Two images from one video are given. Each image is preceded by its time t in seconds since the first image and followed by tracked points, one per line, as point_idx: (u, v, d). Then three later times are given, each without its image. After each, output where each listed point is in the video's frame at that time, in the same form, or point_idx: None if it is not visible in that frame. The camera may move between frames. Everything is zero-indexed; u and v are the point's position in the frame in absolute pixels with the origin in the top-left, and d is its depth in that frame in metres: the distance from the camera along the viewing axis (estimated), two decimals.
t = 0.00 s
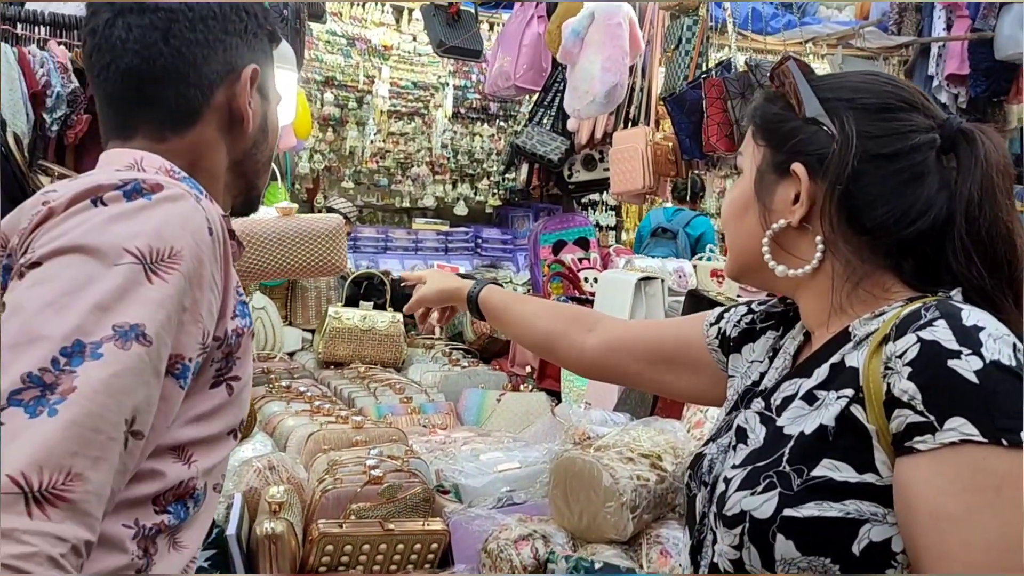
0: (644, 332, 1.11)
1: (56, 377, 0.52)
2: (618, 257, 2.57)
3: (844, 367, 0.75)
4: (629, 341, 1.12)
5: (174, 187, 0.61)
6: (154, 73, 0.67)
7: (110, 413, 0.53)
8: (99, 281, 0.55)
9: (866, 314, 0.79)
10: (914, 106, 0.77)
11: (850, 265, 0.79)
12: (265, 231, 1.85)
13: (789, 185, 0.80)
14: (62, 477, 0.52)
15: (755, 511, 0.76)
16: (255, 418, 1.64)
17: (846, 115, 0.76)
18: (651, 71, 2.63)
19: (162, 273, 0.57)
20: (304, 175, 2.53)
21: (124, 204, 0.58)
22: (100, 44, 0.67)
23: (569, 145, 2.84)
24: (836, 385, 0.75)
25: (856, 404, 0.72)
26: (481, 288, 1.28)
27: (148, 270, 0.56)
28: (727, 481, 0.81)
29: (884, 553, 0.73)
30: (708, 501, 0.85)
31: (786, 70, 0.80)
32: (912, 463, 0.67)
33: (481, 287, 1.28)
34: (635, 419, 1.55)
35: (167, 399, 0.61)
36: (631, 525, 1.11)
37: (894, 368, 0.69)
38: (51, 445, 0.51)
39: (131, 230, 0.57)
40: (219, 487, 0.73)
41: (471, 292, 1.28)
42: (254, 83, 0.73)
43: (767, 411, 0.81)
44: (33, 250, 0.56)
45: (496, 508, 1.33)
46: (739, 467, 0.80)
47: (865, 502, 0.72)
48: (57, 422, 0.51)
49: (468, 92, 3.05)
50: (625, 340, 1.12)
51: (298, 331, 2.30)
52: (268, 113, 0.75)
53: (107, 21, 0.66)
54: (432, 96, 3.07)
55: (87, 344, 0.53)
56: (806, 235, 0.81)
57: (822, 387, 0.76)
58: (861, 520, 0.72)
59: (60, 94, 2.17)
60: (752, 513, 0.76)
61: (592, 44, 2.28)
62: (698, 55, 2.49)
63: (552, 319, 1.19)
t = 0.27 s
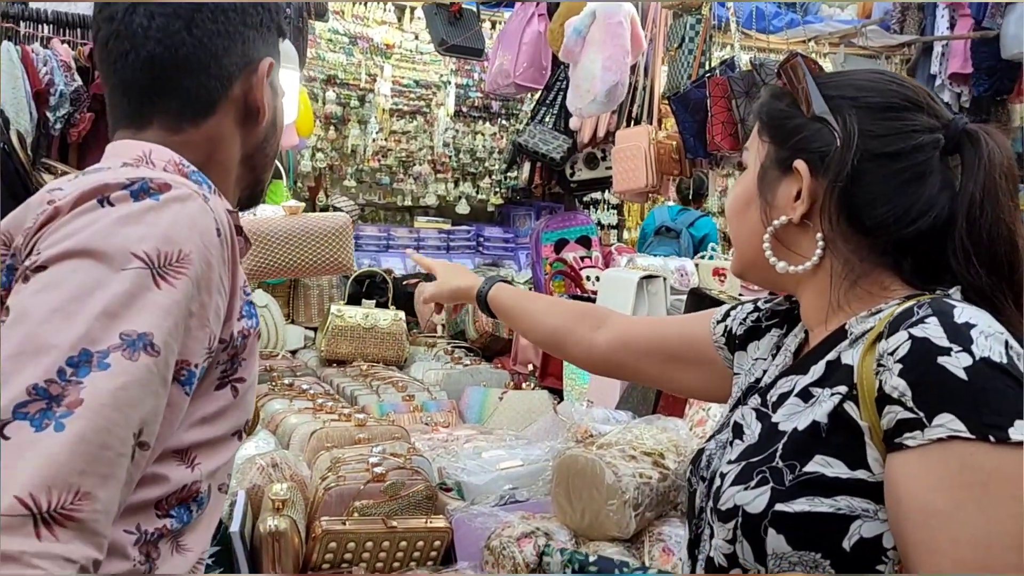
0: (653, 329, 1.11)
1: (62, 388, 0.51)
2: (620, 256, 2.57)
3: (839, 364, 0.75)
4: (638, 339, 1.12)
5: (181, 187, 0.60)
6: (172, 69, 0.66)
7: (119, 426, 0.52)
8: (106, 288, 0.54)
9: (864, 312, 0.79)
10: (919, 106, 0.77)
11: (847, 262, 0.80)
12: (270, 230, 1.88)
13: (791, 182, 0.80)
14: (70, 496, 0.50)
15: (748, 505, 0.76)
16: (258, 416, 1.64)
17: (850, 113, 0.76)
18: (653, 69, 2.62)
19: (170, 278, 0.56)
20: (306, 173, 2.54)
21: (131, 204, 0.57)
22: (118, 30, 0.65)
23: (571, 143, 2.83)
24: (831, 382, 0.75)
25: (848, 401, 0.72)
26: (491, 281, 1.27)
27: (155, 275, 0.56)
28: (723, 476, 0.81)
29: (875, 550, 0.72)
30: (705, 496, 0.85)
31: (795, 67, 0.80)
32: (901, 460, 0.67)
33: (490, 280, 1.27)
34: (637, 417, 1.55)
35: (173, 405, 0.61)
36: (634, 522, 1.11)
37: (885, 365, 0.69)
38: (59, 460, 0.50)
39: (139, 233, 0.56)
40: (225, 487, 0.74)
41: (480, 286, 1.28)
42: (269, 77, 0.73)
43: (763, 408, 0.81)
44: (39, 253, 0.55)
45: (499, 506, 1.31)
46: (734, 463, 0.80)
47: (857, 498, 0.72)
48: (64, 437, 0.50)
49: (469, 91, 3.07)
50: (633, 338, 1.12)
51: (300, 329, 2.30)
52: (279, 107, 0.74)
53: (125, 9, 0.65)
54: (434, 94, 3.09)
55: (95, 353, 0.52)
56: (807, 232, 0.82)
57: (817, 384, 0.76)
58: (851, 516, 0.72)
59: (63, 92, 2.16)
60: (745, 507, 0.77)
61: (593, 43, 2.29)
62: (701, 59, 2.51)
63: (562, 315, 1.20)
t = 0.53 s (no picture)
0: (660, 330, 1.11)
1: (88, 402, 0.50)
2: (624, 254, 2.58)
3: (841, 361, 0.75)
4: (649, 340, 1.11)
5: (196, 183, 0.58)
6: (173, 43, 0.63)
7: (148, 440, 0.51)
8: (124, 294, 0.52)
9: (867, 309, 0.79)
10: (923, 104, 0.77)
11: (852, 259, 0.80)
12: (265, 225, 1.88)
13: (796, 181, 0.81)
14: (104, 516, 0.50)
15: (749, 501, 0.77)
16: (265, 413, 1.65)
17: (854, 111, 0.77)
18: (659, 69, 2.63)
19: (189, 282, 0.54)
20: (312, 172, 2.54)
21: (147, 203, 0.55)
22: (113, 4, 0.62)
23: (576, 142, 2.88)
24: (833, 379, 0.75)
25: (850, 398, 0.72)
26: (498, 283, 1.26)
27: (175, 280, 0.54)
28: (725, 472, 0.81)
29: (875, 545, 0.73)
30: (709, 493, 0.86)
31: (802, 66, 0.81)
32: (900, 456, 0.67)
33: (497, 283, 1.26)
34: (642, 415, 1.55)
35: (190, 408, 0.60)
36: (640, 519, 1.11)
37: (885, 361, 0.70)
38: (90, 479, 0.49)
39: (156, 235, 0.54)
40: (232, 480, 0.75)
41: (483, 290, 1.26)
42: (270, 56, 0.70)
43: (766, 405, 0.81)
44: (53, 255, 0.53)
45: (506, 502, 1.31)
46: (736, 459, 0.81)
47: (857, 494, 0.72)
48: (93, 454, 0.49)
49: (474, 90, 3.18)
50: (641, 340, 1.12)
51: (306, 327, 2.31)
52: (281, 89, 0.71)
53: None
54: (439, 93, 3.10)
55: (118, 363, 0.51)
56: (812, 231, 0.82)
57: (819, 381, 0.76)
58: (852, 511, 0.72)
59: (72, 90, 2.18)
60: (747, 503, 0.77)
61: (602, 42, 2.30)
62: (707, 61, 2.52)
63: (569, 317, 1.18)
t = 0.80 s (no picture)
0: (666, 332, 1.10)
1: (88, 423, 0.46)
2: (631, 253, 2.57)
3: (851, 360, 0.75)
4: (653, 342, 1.10)
5: (183, 170, 0.52)
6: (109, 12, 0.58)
7: (154, 463, 0.47)
8: (115, 303, 0.47)
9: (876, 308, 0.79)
10: (929, 102, 0.77)
11: (859, 258, 0.80)
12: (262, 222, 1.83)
13: (802, 180, 0.80)
14: (121, 550, 0.46)
15: (760, 501, 0.77)
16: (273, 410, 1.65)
17: (860, 109, 0.76)
18: (668, 68, 2.61)
19: (184, 282, 0.49)
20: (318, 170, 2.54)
21: (131, 195, 0.50)
22: None
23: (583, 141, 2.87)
24: (843, 378, 0.75)
25: (861, 398, 0.72)
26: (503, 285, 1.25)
27: (169, 282, 0.49)
28: (735, 472, 0.81)
29: (887, 545, 0.72)
30: (718, 493, 0.86)
31: (807, 65, 0.81)
32: (913, 455, 0.67)
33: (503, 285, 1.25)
34: (649, 414, 1.55)
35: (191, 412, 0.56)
36: (648, 518, 1.11)
37: (897, 361, 0.70)
38: (97, 510, 0.45)
39: (144, 234, 0.49)
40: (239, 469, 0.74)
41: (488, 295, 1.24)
42: (228, 18, 0.59)
43: (776, 404, 0.81)
44: (33, 260, 0.48)
45: (514, 500, 1.31)
46: (746, 459, 0.81)
47: (869, 494, 0.72)
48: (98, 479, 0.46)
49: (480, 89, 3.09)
50: (647, 341, 1.11)
51: (313, 324, 2.30)
52: (248, 49, 0.60)
53: None
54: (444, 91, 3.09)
55: (116, 378, 0.47)
56: (820, 230, 0.81)
57: (829, 381, 0.76)
58: (863, 512, 0.72)
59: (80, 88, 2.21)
60: (757, 503, 0.77)
61: (613, 42, 2.29)
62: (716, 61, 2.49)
63: (576, 321, 1.17)
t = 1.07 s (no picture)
0: (673, 338, 1.10)
1: (109, 476, 0.50)
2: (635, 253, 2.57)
3: (862, 364, 0.75)
4: (657, 348, 1.10)
5: (152, 159, 0.53)
6: None
7: (180, 502, 0.53)
8: (112, 331, 0.50)
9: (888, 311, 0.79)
10: (935, 101, 0.77)
11: (870, 260, 0.80)
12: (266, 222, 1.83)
13: (810, 182, 0.80)
14: None
15: (770, 507, 0.77)
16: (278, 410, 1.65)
17: (866, 110, 0.76)
18: (674, 67, 2.59)
19: (176, 294, 0.53)
20: (322, 169, 2.54)
21: (100, 196, 0.51)
22: None
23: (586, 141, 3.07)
24: (855, 382, 0.74)
25: (873, 402, 0.72)
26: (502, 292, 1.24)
27: (162, 295, 0.52)
28: (746, 477, 0.81)
29: (901, 551, 0.72)
30: (728, 497, 0.86)
31: (811, 67, 0.81)
32: (928, 461, 0.66)
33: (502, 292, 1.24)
34: (655, 415, 1.54)
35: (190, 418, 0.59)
36: (654, 520, 1.11)
37: (910, 366, 0.69)
38: (142, 565, 0.51)
39: (129, 251, 0.51)
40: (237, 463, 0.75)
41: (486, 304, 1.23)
42: None
43: (786, 409, 0.81)
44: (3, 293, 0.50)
45: (519, 501, 1.31)
46: (757, 464, 0.80)
47: (882, 500, 0.72)
48: (135, 538, 0.51)
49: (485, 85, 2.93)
50: (654, 348, 1.11)
51: (318, 324, 2.30)
52: None
53: None
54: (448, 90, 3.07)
55: (130, 421, 0.51)
56: (828, 233, 0.81)
57: (841, 385, 0.76)
58: (877, 517, 0.72)
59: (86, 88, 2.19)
60: (768, 509, 0.77)
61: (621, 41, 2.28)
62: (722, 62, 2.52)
63: (580, 328, 1.16)
